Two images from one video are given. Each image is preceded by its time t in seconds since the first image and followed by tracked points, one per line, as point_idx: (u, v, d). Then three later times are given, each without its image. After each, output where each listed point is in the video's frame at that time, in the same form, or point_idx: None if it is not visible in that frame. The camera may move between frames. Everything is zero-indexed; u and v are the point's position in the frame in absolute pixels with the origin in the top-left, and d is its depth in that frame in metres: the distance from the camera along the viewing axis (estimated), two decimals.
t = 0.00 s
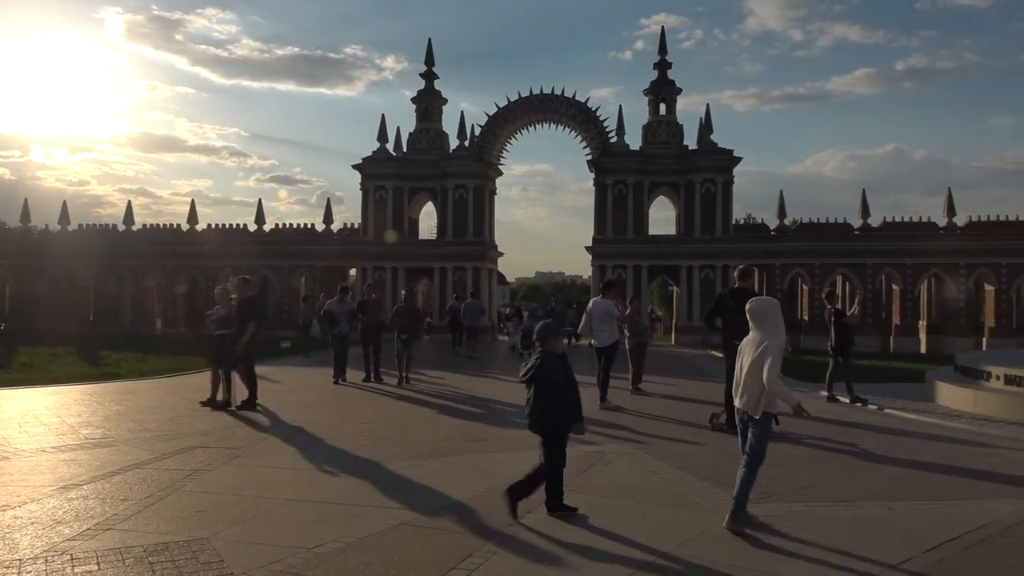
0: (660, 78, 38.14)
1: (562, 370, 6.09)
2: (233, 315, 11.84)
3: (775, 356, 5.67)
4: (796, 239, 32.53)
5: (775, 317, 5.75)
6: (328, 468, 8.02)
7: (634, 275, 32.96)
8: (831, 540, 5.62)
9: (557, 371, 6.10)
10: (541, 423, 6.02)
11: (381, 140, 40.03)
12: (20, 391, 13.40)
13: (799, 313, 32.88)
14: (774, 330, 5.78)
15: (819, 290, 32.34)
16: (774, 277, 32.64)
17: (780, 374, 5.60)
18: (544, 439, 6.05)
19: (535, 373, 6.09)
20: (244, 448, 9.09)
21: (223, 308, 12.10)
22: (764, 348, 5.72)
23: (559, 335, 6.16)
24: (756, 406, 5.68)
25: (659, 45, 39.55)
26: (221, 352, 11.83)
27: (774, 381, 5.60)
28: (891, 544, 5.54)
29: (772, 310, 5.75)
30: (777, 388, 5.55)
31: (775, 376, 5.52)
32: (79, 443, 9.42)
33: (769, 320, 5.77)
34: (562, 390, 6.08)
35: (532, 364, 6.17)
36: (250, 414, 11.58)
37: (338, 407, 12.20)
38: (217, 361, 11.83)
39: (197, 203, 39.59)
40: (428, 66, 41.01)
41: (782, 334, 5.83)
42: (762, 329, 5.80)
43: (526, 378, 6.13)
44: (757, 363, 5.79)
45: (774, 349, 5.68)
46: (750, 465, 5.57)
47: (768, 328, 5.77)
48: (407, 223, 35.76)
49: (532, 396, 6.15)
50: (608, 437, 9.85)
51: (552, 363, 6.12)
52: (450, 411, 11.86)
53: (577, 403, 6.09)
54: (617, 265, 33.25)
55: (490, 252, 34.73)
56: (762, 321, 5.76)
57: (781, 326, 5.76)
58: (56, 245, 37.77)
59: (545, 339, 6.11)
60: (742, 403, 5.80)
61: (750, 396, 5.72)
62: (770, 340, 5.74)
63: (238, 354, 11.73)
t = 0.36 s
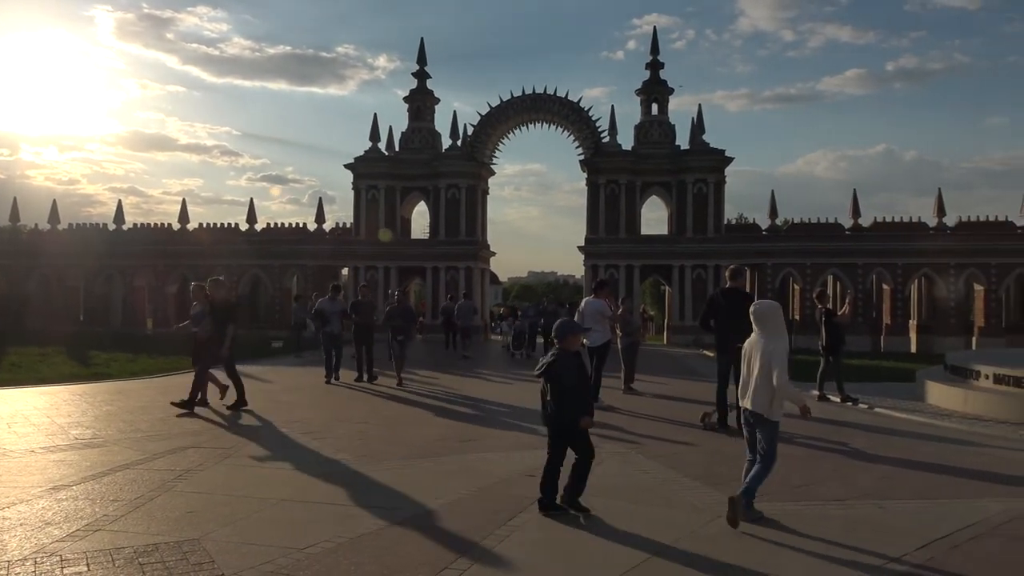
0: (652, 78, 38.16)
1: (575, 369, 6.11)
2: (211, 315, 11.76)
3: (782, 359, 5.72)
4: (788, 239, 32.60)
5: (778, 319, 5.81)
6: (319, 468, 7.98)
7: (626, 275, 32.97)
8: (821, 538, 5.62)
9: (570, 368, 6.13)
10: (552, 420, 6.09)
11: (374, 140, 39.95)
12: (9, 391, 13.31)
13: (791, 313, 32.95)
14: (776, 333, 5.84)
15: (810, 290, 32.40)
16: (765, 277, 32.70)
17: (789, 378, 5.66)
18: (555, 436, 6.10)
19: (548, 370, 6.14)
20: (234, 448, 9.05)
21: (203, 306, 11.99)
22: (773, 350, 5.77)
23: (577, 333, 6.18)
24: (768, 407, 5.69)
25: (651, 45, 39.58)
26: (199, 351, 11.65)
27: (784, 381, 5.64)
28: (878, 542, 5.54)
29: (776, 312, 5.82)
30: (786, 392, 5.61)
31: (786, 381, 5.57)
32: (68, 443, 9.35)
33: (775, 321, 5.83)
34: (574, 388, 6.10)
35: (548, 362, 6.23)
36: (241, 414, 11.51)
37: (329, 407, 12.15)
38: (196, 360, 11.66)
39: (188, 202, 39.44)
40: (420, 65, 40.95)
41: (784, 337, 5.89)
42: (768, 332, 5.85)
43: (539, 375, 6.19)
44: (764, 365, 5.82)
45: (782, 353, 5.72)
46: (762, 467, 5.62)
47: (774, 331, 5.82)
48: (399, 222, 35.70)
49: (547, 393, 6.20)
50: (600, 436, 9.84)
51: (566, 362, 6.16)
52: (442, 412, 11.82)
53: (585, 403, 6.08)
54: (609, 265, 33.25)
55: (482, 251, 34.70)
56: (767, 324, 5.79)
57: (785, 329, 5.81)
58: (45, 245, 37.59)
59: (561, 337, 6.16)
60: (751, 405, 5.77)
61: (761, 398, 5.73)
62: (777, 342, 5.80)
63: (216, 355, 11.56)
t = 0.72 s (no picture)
0: (644, 78, 38.19)
1: (589, 373, 6.06)
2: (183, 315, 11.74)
3: (795, 357, 5.92)
4: (780, 239, 32.65)
5: (789, 319, 6.05)
6: (310, 468, 7.95)
7: (619, 274, 33.00)
8: (813, 537, 5.61)
9: (587, 370, 6.09)
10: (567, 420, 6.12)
11: (366, 140, 39.88)
12: None
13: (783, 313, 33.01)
14: (785, 334, 6.05)
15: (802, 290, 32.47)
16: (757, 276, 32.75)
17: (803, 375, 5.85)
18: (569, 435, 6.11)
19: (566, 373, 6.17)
20: (226, 449, 9.00)
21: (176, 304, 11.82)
22: (785, 348, 5.98)
23: (597, 336, 6.12)
24: (785, 402, 5.86)
25: (644, 45, 39.59)
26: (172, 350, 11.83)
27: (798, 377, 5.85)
28: (868, 540, 5.54)
29: (786, 313, 6.06)
30: (802, 387, 5.82)
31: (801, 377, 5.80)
32: (58, 444, 9.30)
33: (786, 322, 6.05)
34: (590, 390, 6.07)
35: (569, 364, 6.24)
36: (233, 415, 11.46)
37: (320, 407, 12.12)
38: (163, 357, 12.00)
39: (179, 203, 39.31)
40: (412, 65, 40.88)
41: (793, 337, 6.09)
42: (778, 332, 6.03)
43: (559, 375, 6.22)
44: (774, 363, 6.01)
45: (795, 351, 5.93)
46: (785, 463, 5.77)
47: (785, 331, 6.04)
48: (392, 222, 35.65)
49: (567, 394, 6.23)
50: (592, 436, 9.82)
51: (585, 364, 6.14)
52: (434, 412, 11.80)
53: (600, 404, 6.03)
54: (601, 265, 33.25)
55: (475, 251, 34.66)
56: (780, 325, 5.97)
57: (794, 329, 6.04)
58: (35, 246, 37.43)
59: (579, 341, 6.12)
60: (766, 400, 5.91)
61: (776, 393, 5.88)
62: (788, 341, 6.02)
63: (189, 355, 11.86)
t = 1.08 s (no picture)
0: (637, 78, 38.22)
1: (610, 370, 6.18)
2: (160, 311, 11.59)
3: (814, 360, 5.98)
4: (772, 238, 32.69)
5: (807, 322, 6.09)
6: (301, 469, 7.91)
7: (612, 274, 32.98)
8: (805, 536, 5.60)
9: (609, 367, 6.21)
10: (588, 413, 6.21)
11: (359, 140, 39.80)
12: None
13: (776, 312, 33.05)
14: (802, 336, 6.10)
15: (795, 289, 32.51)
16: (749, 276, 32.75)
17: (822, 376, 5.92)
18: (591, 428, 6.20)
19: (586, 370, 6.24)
20: (217, 450, 8.95)
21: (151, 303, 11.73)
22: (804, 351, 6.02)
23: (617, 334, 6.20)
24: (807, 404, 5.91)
25: (636, 45, 39.62)
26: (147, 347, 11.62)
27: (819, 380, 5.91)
28: (860, 539, 5.52)
29: (803, 315, 6.10)
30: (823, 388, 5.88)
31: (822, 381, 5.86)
32: (49, 446, 9.23)
33: (803, 324, 6.09)
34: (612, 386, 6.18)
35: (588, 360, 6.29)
36: (226, 415, 11.40)
37: (312, 408, 12.07)
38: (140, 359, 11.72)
39: (171, 202, 39.18)
40: (405, 65, 40.83)
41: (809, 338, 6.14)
42: (795, 334, 6.07)
43: (579, 372, 6.28)
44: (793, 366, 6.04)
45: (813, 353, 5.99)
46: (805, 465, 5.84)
47: (802, 333, 6.08)
48: (385, 222, 35.58)
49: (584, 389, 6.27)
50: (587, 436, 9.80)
51: (605, 361, 6.22)
52: (427, 413, 11.76)
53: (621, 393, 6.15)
54: (595, 265, 33.24)
55: (468, 251, 34.61)
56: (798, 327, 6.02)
57: (811, 331, 6.09)
58: (27, 247, 37.26)
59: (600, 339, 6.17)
60: (787, 403, 5.95)
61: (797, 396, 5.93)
62: (806, 343, 6.06)
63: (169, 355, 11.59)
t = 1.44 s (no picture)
0: (631, 78, 38.25)
1: (629, 363, 6.25)
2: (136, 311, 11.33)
3: (830, 356, 6.06)
4: (766, 239, 32.72)
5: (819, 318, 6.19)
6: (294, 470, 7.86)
7: (606, 274, 32.97)
8: (799, 535, 5.58)
9: (628, 363, 6.26)
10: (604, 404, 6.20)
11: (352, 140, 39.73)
12: None
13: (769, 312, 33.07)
14: (814, 332, 6.18)
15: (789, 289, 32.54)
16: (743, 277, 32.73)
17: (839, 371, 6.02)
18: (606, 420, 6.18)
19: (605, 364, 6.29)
20: (210, 451, 8.90)
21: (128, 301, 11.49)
22: (818, 345, 6.09)
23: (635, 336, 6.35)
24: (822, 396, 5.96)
25: (630, 46, 39.62)
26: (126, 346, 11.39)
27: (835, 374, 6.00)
28: (855, 538, 5.50)
29: (816, 311, 6.20)
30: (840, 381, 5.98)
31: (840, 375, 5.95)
32: (41, 447, 9.16)
33: (815, 321, 6.19)
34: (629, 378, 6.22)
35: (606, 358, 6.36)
36: (220, 416, 11.34)
37: (306, 408, 12.03)
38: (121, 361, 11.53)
39: (165, 203, 39.06)
40: (399, 66, 40.77)
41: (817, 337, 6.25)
42: (809, 329, 6.14)
43: (595, 367, 6.32)
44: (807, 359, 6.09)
45: (829, 350, 6.06)
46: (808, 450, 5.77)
47: (814, 328, 6.17)
48: (379, 223, 35.51)
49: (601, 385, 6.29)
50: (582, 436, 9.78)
51: (623, 358, 6.30)
52: (421, 414, 11.72)
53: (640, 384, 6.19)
54: (589, 265, 33.22)
55: (462, 251, 34.55)
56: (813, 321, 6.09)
57: (823, 328, 6.19)
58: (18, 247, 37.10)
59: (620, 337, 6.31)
60: (803, 396, 5.97)
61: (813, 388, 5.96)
62: (819, 339, 6.13)
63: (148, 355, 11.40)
